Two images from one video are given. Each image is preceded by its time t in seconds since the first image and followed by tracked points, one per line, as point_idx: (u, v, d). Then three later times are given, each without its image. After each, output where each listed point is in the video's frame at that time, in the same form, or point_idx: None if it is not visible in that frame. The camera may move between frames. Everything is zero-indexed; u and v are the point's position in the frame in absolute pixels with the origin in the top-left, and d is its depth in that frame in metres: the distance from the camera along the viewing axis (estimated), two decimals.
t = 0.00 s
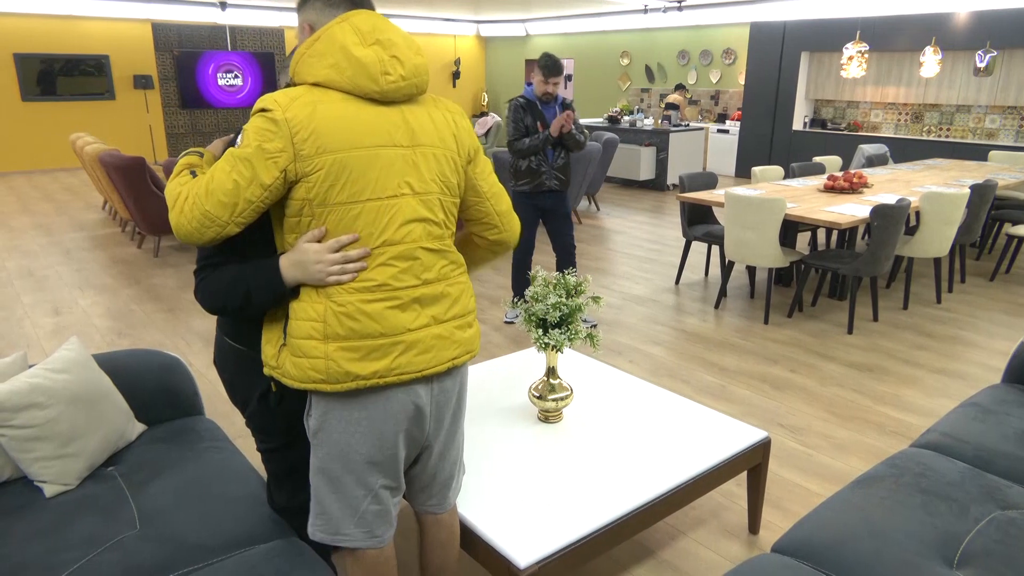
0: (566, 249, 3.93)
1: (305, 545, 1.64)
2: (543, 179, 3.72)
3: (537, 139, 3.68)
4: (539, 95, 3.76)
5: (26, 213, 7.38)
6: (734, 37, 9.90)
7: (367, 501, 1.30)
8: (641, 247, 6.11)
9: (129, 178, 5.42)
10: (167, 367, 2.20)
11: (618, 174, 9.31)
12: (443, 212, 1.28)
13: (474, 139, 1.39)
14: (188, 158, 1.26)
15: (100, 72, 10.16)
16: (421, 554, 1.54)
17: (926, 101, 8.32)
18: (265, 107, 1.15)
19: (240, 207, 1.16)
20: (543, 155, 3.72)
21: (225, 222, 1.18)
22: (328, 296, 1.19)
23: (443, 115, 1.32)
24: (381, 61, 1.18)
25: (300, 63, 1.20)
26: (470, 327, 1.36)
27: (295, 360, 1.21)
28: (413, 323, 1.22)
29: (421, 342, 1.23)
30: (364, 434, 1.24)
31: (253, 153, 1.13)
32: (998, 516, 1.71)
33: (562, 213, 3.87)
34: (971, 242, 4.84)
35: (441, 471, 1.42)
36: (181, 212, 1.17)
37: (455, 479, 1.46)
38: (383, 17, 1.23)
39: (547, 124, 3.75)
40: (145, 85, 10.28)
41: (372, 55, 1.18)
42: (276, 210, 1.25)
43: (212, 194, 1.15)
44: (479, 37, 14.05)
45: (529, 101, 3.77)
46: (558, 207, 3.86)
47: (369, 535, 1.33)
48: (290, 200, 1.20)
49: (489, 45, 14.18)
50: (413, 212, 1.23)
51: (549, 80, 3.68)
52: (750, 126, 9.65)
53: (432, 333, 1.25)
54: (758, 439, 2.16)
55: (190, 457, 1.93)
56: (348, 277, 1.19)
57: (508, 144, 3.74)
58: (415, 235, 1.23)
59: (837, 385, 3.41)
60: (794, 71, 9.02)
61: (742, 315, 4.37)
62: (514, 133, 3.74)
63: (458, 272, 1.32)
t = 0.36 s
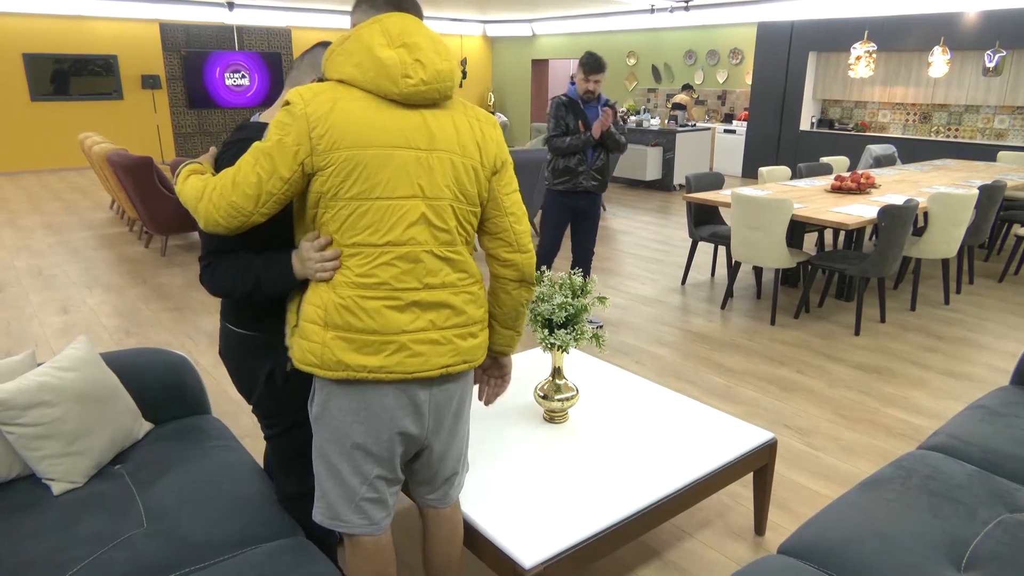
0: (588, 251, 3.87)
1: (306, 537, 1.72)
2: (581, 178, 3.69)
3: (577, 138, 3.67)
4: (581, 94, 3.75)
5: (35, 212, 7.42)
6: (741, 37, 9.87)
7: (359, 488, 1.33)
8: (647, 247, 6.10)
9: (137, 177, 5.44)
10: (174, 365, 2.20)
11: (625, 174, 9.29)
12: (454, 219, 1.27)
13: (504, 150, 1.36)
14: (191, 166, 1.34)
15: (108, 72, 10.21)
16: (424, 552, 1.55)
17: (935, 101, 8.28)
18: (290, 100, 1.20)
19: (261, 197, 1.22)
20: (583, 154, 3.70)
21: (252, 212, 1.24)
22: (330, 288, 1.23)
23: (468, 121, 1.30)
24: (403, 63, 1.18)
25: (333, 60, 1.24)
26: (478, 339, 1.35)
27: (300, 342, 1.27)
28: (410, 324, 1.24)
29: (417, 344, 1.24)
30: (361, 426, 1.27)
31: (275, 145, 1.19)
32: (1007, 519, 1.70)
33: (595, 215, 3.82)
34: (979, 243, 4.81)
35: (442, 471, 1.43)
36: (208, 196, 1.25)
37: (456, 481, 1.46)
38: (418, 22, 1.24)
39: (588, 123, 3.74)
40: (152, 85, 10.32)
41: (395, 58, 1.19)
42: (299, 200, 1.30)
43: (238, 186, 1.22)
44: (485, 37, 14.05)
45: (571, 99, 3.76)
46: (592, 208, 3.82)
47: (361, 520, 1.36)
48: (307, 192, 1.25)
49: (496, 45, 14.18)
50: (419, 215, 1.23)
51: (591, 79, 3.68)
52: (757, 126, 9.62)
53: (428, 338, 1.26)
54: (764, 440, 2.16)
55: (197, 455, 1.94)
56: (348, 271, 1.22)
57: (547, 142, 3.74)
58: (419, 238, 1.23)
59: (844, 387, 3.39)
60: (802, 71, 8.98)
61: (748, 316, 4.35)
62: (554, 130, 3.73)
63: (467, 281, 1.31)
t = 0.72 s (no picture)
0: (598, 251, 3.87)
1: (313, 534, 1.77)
2: (609, 183, 3.62)
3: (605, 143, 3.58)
4: (605, 95, 3.61)
5: (44, 212, 7.47)
6: (748, 37, 9.85)
7: (369, 483, 1.33)
8: (654, 247, 6.09)
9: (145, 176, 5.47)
10: (181, 364, 2.21)
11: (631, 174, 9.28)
12: (470, 216, 1.28)
13: (524, 153, 1.37)
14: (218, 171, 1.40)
15: (117, 72, 10.26)
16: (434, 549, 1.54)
17: (944, 101, 8.24)
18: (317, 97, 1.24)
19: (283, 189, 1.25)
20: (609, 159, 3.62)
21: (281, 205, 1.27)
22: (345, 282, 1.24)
23: (490, 121, 1.32)
24: (425, 62, 1.21)
25: (359, 59, 1.27)
26: (493, 340, 1.35)
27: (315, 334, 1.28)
28: (422, 320, 1.24)
29: (430, 340, 1.25)
30: (373, 418, 1.29)
31: (299, 139, 1.22)
32: (1015, 522, 1.68)
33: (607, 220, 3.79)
34: (988, 244, 4.78)
35: (453, 470, 1.43)
36: (237, 191, 1.28)
37: (467, 482, 1.46)
38: (445, 24, 1.27)
39: (614, 126, 3.64)
40: (160, 85, 10.37)
41: (417, 56, 1.22)
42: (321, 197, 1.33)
43: (266, 181, 1.25)
44: (492, 37, 14.06)
45: (595, 101, 3.62)
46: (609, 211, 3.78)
47: (365, 514, 1.36)
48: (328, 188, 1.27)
49: (502, 46, 14.19)
50: (434, 211, 1.23)
51: (615, 79, 3.54)
52: (765, 126, 9.59)
53: (441, 334, 1.26)
54: (771, 441, 2.15)
55: (204, 454, 1.94)
56: (362, 265, 1.22)
57: (572, 146, 3.62)
58: (434, 234, 1.24)
59: (851, 388, 3.38)
60: (809, 71, 8.96)
61: (755, 317, 4.34)
62: (579, 134, 3.62)
63: (482, 280, 1.31)
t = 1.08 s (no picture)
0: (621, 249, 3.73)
1: (321, 538, 1.79)
2: (631, 191, 3.45)
3: (627, 150, 3.39)
4: (619, 99, 3.40)
5: (55, 210, 7.53)
6: (757, 37, 9.81)
7: (375, 488, 1.34)
8: (662, 248, 6.07)
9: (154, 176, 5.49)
10: (190, 363, 2.22)
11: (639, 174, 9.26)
12: (471, 215, 1.28)
13: (526, 153, 1.37)
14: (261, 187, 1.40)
15: (127, 72, 10.33)
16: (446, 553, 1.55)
17: (954, 102, 8.18)
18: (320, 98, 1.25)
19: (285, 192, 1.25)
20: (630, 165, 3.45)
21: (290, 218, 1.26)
22: (345, 285, 1.24)
23: (491, 121, 1.32)
24: (426, 60, 1.23)
25: (361, 61, 1.29)
26: (495, 342, 1.35)
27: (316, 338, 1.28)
28: (423, 320, 1.24)
29: (431, 341, 1.25)
30: (376, 422, 1.29)
31: (303, 139, 1.23)
32: None
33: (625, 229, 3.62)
34: (999, 246, 4.75)
35: (459, 476, 1.43)
36: (252, 207, 1.31)
37: (473, 489, 1.46)
38: (447, 25, 1.29)
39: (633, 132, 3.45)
40: (171, 85, 10.43)
41: (419, 54, 1.23)
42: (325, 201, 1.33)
43: (273, 187, 1.26)
44: (500, 37, 14.07)
45: (609, 106, 3.41)
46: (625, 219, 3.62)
47: (371, 521, 1.37)
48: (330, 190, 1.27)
49: (511, 46, 14.20)
50: (435, 210, 1.24)
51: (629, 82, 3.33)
52: (774, 126, 9.55)
53: (443, 335, 1.26)
54: (779, 443, 2.14)
55: (212, 452, 1.95)
56: (363, 267, 1.22)
57: (590, 155, 3.42)
58: (435, 234, 1.24)
59: (860, 390, 3.37)
60: (819, 72, 8.92)
61: (763, 318, 4.32)
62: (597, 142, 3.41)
63: (484, 282, 1.31)
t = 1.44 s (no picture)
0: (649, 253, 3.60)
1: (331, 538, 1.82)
2: (646, 194, 3.42)
3: (645, 152, 3.35)
4: (636, 99, 3.36)
5: (68, 209, 7.59)
6: (769, 37, 9.76)
7: (368, 488, 1.40)
8: (672, 249, 6.05)
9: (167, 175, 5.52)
10: (201, 362, 2.24)
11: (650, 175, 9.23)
12: (441, 215, 1.31)
13: (504, 146, 1.35)
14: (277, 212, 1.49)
15: (140, 72, 10.40)
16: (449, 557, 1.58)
17: (968, 103, 8.11)
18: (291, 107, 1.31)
19: (262, 202, 1.32)
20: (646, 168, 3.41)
21: (271, 232, 1.33)
22: (322, 292, 1.31)
23: (459, 115, 1.32)
24: (383, 60, 1.25)
25: (330, 64, 1.33)
26: (475, 343, 1.36)
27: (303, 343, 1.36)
28: (394, 324, 1.28)
29: (402, 344, 1.29)
30: (358, 424, 1.36)
31: (276, 150, 1.30)
32: None
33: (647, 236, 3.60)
34: (1013, 248, 4.70)
35: (451, 477, 1.45)
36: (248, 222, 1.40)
37: (469, 491, 1.47)
38: (409, 21, 1.30)
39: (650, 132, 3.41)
40: (183, 85, 10.50)
41: (377, 55, 1.26)
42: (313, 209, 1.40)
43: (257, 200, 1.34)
44: (511, 37, 14.08)
45: (625, 106, 3.36)
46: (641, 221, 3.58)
47: (370, 523, 1.45)
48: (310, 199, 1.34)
49: (521, 46, 14.20)
50: (402, 215, 1.28)
51: (645, 81, 3.28)
52: (785, 127, 9.50)
53: (417, 339, 1.29)
54: (789, 445, 2.13)
55: (222, 450, 1.97)
56: (336, 272, 1.29)
57: (607, 155, 3.37)
58: (403, 238, 1.28)
59: (872, 392, 3.34)
60: (831, 72, 8.87)
61: (774, 320, 4.30)
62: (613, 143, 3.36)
63: (461, 283, 1.33)
